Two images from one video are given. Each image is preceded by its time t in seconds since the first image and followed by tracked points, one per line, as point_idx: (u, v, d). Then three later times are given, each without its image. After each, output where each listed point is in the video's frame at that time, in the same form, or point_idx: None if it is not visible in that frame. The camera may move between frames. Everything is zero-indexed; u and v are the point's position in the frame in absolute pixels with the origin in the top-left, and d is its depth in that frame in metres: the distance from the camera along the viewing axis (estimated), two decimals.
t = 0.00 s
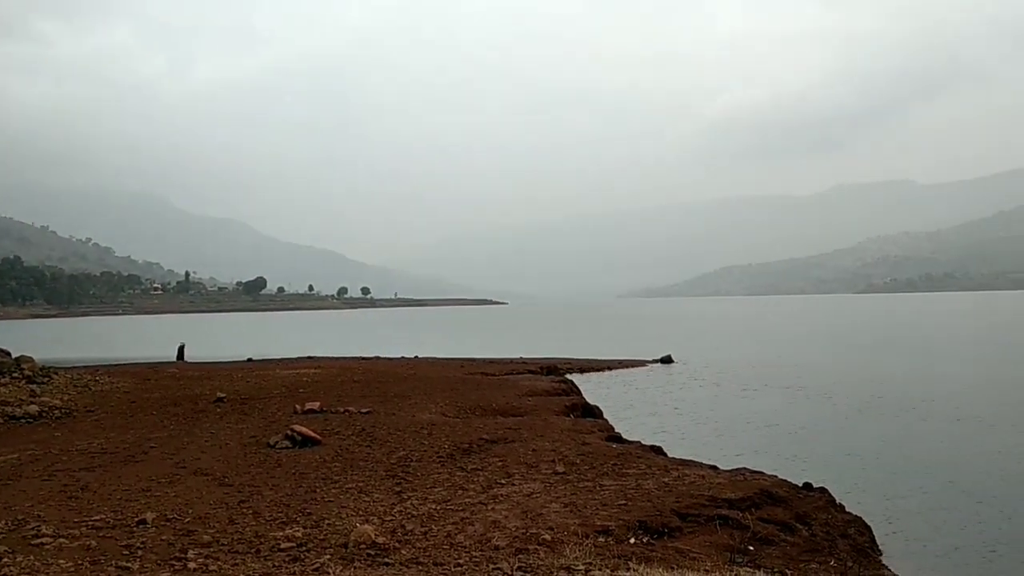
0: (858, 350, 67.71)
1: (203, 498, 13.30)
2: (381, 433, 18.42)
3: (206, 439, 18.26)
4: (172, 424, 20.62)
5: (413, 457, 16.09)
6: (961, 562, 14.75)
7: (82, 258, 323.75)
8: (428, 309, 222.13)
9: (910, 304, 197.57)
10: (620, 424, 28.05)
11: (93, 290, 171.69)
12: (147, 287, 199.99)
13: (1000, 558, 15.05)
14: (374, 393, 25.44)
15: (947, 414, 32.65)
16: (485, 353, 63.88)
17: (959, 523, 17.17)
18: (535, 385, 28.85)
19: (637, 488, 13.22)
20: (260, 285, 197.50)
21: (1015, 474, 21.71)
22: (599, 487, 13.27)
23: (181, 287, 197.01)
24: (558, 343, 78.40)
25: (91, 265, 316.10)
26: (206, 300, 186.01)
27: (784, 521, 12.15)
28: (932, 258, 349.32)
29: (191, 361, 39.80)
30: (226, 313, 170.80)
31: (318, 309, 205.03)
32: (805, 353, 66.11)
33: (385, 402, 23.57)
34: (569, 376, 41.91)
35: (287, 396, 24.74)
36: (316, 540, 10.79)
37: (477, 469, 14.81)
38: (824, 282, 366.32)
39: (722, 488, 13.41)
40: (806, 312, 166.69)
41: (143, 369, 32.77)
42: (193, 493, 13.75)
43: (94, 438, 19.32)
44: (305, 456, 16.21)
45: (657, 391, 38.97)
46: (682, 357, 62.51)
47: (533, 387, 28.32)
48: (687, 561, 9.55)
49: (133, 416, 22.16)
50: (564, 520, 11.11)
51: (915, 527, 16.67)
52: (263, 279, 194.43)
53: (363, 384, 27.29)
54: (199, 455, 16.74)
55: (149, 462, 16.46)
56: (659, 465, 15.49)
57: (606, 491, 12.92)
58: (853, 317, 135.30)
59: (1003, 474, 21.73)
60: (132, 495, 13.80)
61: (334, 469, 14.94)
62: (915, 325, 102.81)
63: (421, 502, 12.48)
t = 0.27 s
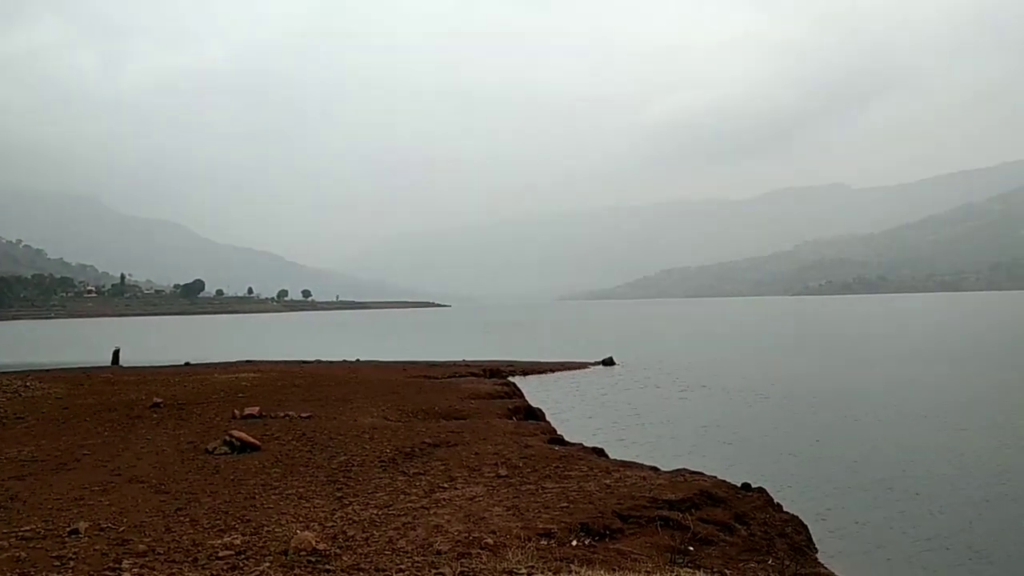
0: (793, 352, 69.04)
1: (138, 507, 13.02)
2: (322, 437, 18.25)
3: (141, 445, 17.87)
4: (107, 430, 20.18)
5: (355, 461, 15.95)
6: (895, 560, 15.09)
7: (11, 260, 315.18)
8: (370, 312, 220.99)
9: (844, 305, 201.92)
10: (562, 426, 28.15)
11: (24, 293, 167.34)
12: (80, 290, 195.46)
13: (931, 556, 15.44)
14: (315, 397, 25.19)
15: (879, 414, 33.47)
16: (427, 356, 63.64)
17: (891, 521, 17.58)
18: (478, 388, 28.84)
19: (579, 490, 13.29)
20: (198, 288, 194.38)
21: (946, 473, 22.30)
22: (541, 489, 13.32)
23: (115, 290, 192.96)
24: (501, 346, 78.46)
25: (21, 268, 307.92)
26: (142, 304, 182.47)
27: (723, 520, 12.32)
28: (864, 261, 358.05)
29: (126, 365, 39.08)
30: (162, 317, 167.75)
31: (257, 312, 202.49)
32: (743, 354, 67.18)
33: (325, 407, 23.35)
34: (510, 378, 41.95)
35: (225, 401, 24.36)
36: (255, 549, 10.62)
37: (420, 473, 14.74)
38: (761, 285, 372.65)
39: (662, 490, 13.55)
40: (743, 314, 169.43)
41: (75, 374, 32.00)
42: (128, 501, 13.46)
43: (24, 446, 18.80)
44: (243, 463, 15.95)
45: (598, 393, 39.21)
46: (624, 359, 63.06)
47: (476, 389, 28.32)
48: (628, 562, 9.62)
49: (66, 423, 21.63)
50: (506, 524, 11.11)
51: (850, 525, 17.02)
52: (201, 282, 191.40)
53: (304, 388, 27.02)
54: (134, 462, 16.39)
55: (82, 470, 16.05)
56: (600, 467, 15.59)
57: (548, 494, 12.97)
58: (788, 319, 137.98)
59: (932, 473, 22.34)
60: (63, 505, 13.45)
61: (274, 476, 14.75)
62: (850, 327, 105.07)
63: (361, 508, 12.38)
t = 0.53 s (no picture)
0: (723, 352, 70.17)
1: (60, 517, 12.63)
2: (252, 443, 17.95)
3: (64, 453, 17.35)
4: (27, 438, 19.56)
5: (286, 467, 15.71)
6: (820, 556, 15.39)
7: None
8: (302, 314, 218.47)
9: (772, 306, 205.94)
10: (496, 428, 28.15)
11: None
12: None
13: (858, 553, 15.76)
14: (245, 402, 24.77)
15: (804, 413, 34.21)
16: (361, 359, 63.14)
17: (816, 517, 17.98)
18: (412, 391, 28.72)
19: (512, 493, 13.30)
20: (123, 290, 189.92)
21: (865, 469, 22.92)
22: (475, 492, 13.29)
23: (36, 293, 187.40)
24: (434, 348, 78.28)
25: None
26: (64, 307, 177.58)
27: (656, 521, 12.43)
28: (791, 263, 365.67)
29: (49, 370, 38.02)
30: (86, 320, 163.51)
31: (185, 315, 198.62)
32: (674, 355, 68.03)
33: (256, 412, 22.96)
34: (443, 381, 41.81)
35: (152, 407, 23.81)
36: (183, 558, 10.38)
37: (353, 478, 14.57)
38: (691, 286, 378.05)
39: (596, 491, 13.63)
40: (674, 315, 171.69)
41: None
42: (51, 510, 13.06)
43: None
44: (171, 469, 15.62)
45: (532, 394, 39.35)
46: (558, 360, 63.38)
47: (409, 392, 28.20)
48: (562, 564, 9.64)
49: None
50: (440, 528, 11.06)
51: (776, 523, 17.32)
52: (126, 284, 187.07)
53: (235, 393, 26.57)
54: (56, 470, 15.91)
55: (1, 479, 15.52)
56: (534, 469, 15.63)
57: (482, 497, 12.94)
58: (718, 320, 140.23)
59: (854, 469, 22.91)
60: None
61: (202, 482, 14.44)
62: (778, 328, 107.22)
63: (293, 514, 12.20)
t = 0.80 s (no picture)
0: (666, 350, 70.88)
1: None
2: (192, 446, 17.63)
3: None
4: None
5: (226, 471, 15.45)
6: (757, 549, 15.66)
7: None
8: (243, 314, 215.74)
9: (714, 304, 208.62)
10: (441, 428, 28.05)
11: None
12: None
13: (797, 547, 15.98)
14: (184, 405, 24.34)
15: (746, 409, 34.67)
16: (303, 359, 62.47)
17: (754, 512, 18.24)
18: (355, 391, 28.53)
19: (456, 493, 13.27)
20: (57, 291, 185.34)
21: (800, 463, 23.41)
22: (418, 493, 13.24)
23: None
24: (378, 348, 77.92)
25: None
26: None
27: (599, 519, 12.52)
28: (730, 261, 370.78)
29: None
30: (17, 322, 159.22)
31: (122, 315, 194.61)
32: (617, 353, 68.53)
33: (196, 414, 22.59)
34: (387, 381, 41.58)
35: (88, 410, 23.26)
36: (120, 564, 10.15)
37: (295, 481, 14.39)
38: (633, 284, 381.20)
39: (539, 490, 13.66)
40: (616, 314, 173.01)
41: None
42: None
43: None
44: (107, 474, 15.27)
45: (477, 394, 39.30)
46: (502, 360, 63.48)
47: (353, 393, 28.00)
48: (505, 563, 9.65)
49: None
50: (382, 530, 11.00)
51: (717, 519, 17.53)
52: (60, 284, 182.64)
53: (173, 395, 26.13)
54: None
55: None
56: (478, 468, 15.62)
57: (426, 497, 12.89)
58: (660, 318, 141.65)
59: (792, 464, 23.30)
60: None
61: (140, 487, 14.13)
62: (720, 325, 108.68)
63: (234, 518, 12.02)
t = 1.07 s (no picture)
0: (610, 346, 71.40)
1: None
2: (132, 448, 17.31)
3: None
4: None
5: (167, 473, 15.16)
6: (698, 542, 15.82)
7: None
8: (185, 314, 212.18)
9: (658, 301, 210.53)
10: (385, 427, 27.92)
11: None
12: None
13: (740, 542, 16.09)
14: (124, 406, 23.88)
15: (687, 405, 35.09)
16: (245, 359, 61.59)
17: (697, 507, 18.40)
18: (300, 390, 28.28)
19: (402, 492, 13.21)
20: None
21: (743, 457, 23.73)
22: (363, 493, 13.14)
23: None
24: (323, 347, 77.19)
25: None
26: None
27: (546, 515, 12.56)
28: (674, 258, 374.25)
29: None
30: None
31: (58, 315, 189.96)
32: (562, 350, 68.68)
33: (135, 416, 22.14)
34: (331, 380, 41.25)
35: (22, 412, 22.71)
36: (56, 570, 9.90)
37: (238, 481, 14.18)
38: (578, 282, 382.67)
39: (486, 487, 13.67)
40: (562, 311, 173.51)
41: None
42: None
43: None
44: (40, 479, 14.88)
45: (422, 392, 39.05)
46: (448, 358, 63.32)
47: (297, 392, 27.72)
48: (451, 562, 9.63)
49: None
50: (328, 530, 10.90)
51: (658, 513, 17.70)
52: None
53: (112, 396, 25.64)
54: None
55: None
56: (424, 466, 15.56)
57: (370, 497, 12.79)
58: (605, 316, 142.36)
59: (733, 459, 23.63)
60: None
61: (75, 491, 13.79)
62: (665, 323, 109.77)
63: (175, 521, 11.81)
